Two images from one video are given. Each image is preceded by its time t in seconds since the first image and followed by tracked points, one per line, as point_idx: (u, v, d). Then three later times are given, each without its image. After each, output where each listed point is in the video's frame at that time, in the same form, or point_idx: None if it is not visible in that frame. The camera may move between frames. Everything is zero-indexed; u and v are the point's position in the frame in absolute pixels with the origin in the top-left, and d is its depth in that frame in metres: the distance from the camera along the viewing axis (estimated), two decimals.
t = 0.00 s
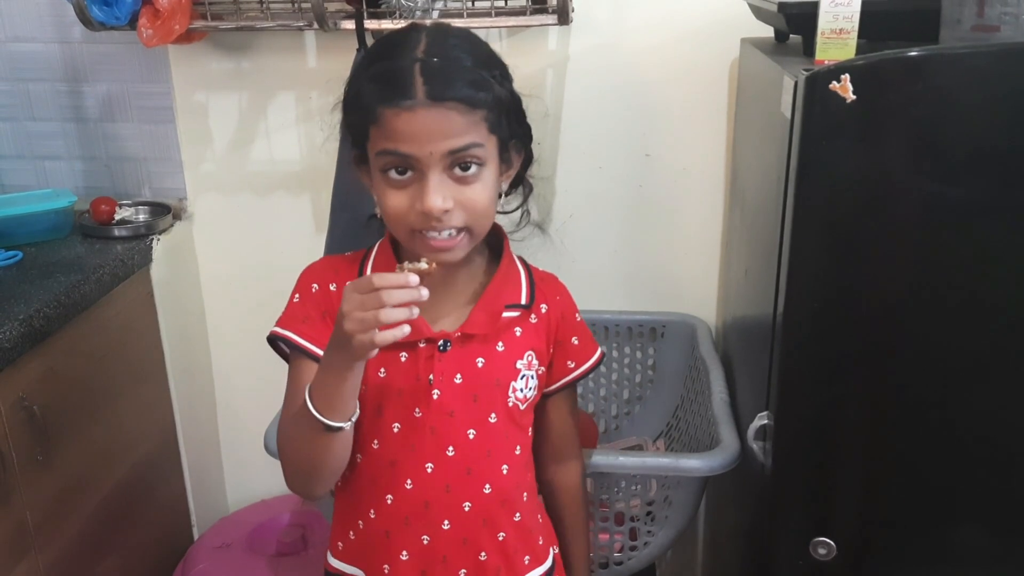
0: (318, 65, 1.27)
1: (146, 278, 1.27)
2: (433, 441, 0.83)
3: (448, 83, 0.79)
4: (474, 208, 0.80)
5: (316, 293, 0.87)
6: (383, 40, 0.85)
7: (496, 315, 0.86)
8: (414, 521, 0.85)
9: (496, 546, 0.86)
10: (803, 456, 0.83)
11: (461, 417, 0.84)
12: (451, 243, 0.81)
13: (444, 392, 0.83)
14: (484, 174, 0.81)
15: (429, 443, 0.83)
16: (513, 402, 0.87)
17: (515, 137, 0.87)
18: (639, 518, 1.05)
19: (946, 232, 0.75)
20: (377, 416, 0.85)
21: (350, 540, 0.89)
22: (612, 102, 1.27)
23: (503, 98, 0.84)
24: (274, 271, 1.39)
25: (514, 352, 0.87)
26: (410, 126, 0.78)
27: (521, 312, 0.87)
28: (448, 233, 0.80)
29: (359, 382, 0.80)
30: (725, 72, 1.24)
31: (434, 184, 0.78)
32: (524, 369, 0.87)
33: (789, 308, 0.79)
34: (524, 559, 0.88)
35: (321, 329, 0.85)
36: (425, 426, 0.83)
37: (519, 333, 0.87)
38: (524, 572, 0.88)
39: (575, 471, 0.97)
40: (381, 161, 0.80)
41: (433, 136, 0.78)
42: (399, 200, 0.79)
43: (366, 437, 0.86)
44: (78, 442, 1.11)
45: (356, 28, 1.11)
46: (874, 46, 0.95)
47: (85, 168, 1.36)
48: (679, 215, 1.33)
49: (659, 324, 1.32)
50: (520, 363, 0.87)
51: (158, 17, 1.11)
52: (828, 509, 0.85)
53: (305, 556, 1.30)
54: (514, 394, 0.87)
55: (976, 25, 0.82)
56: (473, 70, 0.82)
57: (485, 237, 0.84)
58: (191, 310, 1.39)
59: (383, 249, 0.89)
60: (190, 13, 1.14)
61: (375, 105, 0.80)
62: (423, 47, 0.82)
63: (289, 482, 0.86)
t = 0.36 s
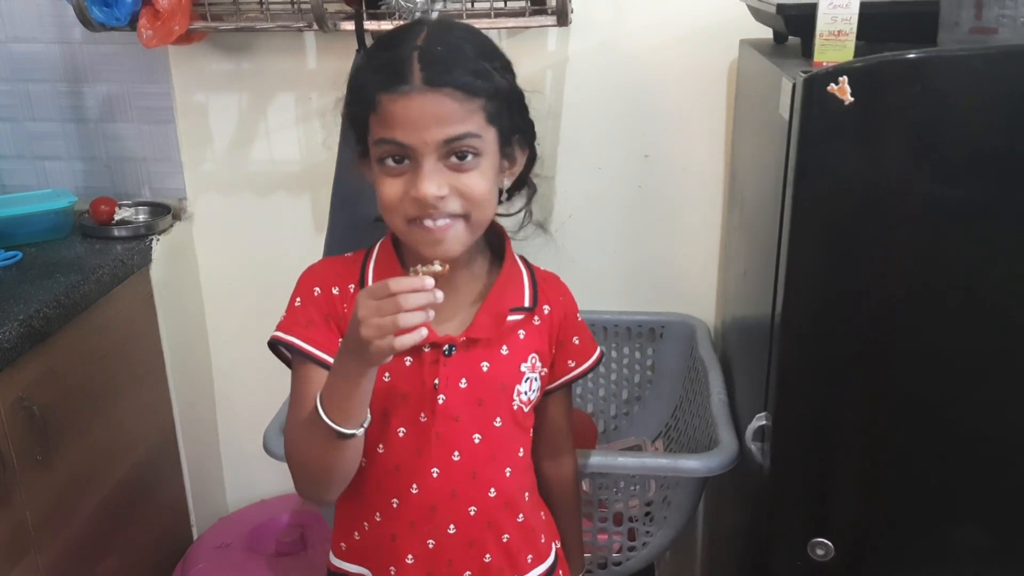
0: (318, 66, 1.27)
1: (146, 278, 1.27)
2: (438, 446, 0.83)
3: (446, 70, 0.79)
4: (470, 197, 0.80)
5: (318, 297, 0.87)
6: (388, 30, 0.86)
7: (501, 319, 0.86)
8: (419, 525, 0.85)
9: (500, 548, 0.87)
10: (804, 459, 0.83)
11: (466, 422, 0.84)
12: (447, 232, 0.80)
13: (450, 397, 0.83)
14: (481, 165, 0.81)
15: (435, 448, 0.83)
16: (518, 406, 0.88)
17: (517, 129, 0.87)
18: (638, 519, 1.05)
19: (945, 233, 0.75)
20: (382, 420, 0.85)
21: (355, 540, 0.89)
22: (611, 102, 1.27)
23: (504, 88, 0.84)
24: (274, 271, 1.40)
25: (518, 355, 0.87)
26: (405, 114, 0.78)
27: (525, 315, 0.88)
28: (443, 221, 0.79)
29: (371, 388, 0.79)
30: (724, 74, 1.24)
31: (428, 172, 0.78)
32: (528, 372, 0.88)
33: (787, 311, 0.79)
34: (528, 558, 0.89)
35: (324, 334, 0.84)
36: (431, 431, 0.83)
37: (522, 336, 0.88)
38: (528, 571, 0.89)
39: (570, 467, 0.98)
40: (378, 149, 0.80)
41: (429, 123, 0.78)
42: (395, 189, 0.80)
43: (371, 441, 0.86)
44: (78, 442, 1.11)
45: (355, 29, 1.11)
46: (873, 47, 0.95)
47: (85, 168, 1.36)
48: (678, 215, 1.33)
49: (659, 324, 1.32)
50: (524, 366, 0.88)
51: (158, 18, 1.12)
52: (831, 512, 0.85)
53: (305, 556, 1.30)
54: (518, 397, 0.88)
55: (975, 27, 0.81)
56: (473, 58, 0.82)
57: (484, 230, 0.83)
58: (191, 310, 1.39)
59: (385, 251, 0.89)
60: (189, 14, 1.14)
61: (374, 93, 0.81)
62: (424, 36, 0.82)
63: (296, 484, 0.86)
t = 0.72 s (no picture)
0: (318, 66, 1.27)
1: (146, 278, 1.27)
2: (440, 450, 0.84)
3: (433, 49, 0.80)
4: (451, 181, 0.79)
5: (325, 299, 0.87)
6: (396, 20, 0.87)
7: (499, 320, 0.85)
8: (423, 526, 0.86)
9: (507, 549, 0.87)
10: (803, 461, 0.84)
11: (467, 426, 0.84)
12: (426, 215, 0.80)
13: (450, 400, 0.83)
14: (468, 149, 0.80)
15: (436, 451, 0.84)
16: (521, 407, 0.87)
17: (518, 117, 0.86)
18: (639, 518, 1.06)
19: (946, 233, 0.75)
20: (385, 422, 0.86)
21: (363, 537, 0.90)
22: (611, 102, 1.27)
23: (499, 74, 0.83)
24: (274, 272, 1.40)
25: (520, 356, 0.86)
26: (391, 92, 0.80)
27: (527, 313, 0.87)
28: (421, 202, 0.79)
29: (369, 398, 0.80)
30: (724, 74, 1.24)
31: (407, 150, 0.78)
32: (532, 372, 0.87)
33: (786, 312, 0.80)
34: (536, 558, 0.88)
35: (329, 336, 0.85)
36: (432, 434, 0.84)
37: (524, 336, 0.87)
38: (536, 570, 0.89)
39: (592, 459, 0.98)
40: (371, 129, 0.82)
41: (413, 103, 0.79)
42: (380, 168, 0.80)
43: (375, 443, 0.87)
44: (78, 443, 1.11)
45: (356, 30, 1.11)
46: (873, 48, 0.95)
47: (85, 168, 1.36)
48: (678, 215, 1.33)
49: (659, 324, 1.32)
50: (526, 366, 0.87)
51: (158, 18, 1.12)
52: (833, 513, 0.85)
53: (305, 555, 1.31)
54: (521, 398, 0.87)
55: (974, 27, 0.81)
56: (467, 43, 0.82)
57: (471, 218, 0.82)
58: (191, 310, 1.39)
59: (394, 251, 0.89)
60: (190, 14, 1.14)
61: (372, 76, 0.82)
62: (424, 20, 0.83)
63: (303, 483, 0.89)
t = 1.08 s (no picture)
0: (320, 67, 1.27)
1: (147, 278, 1.27)
2: (448, 447, 0.84)
3: (448, 51, 0.80)
4: (466, 186, 0.79)
5: (339, 293, 0.89)
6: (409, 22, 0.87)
7: (512, 322, 0.85)
8: (429, 523, 0.85)
9: (512, 550, 0.86)
10: (806, 462, 0.84)
11: (475, 426, 0.84)
12: (441, 220, 0.80)
13: (459, 399, 0.83)
14: (483, 153, 0.81)
15: (443, 448, 0.84)
16: (530, 410, 0.86)
17: (532, 120, 0.87)
18: (640, 519, 1.06)
19: (947, 234, 0.75)
20: (395, 419, 0.86)
21: (373, 531, 0.90)
22: (614, 103, 1.27)
23: (513, 77, 0.83)
24: (275, 272, 1.40)
25: (533, 360, 0.86)
26: (405, 95, 0.80)
27: (541, 317, 0.87)
28: (437, 208, 0.79)
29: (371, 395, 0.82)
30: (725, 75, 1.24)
31: (422, 155, 0.78)
32: (544, 377, 0.87)
33: (786, 312, 0.80)
34: (540, 560, 0.87)
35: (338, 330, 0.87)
36: (439, 432, 0.84)
37: (539, 340, 0.87)
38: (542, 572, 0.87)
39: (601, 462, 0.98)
40: (384, 132, 0.82)
41: (427, 107, 0.79)
42: (395, 172, 0.80)
43: (385, 437, 0.87)
44: (79, 442, 1.11)
45: (357, 31, 1.11)
46: (874, 48, 0.95)
47: (87, 168, 1.36)
48: (679, 216, 1.33)
49: (659, 325, 1.32)
50: (539, 371, 0.86)
51: (160, 19, 1.12)
52: (839, 514, 0.85)
53: (305, 556, 1.32)
54: (530, 401, 0.86)
55: (976, 28, 0.81)
56: (481, 45, 0.82)
57: (487, 222, 0.82)
58: (192, 310, 1.39)
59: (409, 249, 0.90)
60: (192, 15, 1.14)
61: (385, 78, 0.82)
62: (437, 23, 0.83)
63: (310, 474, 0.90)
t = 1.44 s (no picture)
0: (319, 66, 1.27)
1: (146, 279, 1.26)
2: (471, 452, 0.83)
3: (444, 46, 0.80)
4: (477, 177, 0.78)
5: (360, 296, 0.87)
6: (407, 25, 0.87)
7: (543, 328, 0.84)
8: (447, 528, 0.85)
9: (528, 556, 0.86)
10: (812, 467, 0.83)
11: (499, 431, 0.83)
12: (453, 214, 0.79)
13: (485, 404, 0.82)
14: (489, 144, 0.80)
15: (466, 453, 0.83)
16: (556, 416, 0.86)
17: (535, 110, 0.86)
18: (640, 523, 1.05)
19: (952, 236, 0.75)
20: (416, 423, 0.85)
21: (388, 534, 0.90)
22: (615, 103, 1.26)
23: (512, 66, 0.83)
24: (275, 273, 1.39)
25: (560, 366, 0.85)
26: (407, 94, 0.79)
27: (570, 324, 0.86)
28: (449, 203, 0.78)
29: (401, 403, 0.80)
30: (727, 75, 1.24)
31: (430, 151, 0.78)
32: (570, 383, 0.86)
33: (788, 314, 0.79)
34: (550, 565, 0.88)
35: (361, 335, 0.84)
36: (464, 436, 0.83)
37: (567, 346, 0.86)
38: None
39: (605, 465, 0.98)
40: (390, 135, 0.81)
41: (428, 102, 0.78)
42: (404, 173, 0.80)
43: (405, 441, 0.86)
44: (77, 444, 1.11)
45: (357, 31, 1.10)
46: (877, 48, 0.95)
47: (86, 169, 1.35)
48: (682, 216, 1.32)
49: (661, 327, 1.32)
50: (566, 377, 0.86)
51: (158, 18, 1.11)
52: (845, 519, 0.84)
53: (305, 558, 1.32)
54: (556, 408, 0.86)
55: (981, 27, 0.80)
56: (477, 37, 0.81)
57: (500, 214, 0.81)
58: (192, 311, 1.39)
59: (432, 251, 0.89)
60: (191, 14, 1.14)
61: (386, 79, 0.82)
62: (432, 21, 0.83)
63: (328, 479, 0.89)
